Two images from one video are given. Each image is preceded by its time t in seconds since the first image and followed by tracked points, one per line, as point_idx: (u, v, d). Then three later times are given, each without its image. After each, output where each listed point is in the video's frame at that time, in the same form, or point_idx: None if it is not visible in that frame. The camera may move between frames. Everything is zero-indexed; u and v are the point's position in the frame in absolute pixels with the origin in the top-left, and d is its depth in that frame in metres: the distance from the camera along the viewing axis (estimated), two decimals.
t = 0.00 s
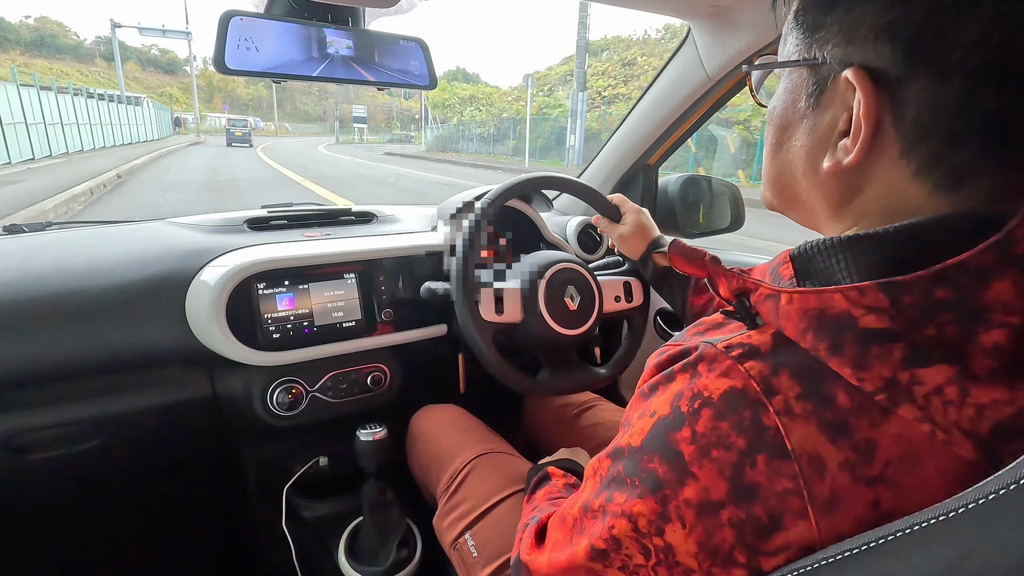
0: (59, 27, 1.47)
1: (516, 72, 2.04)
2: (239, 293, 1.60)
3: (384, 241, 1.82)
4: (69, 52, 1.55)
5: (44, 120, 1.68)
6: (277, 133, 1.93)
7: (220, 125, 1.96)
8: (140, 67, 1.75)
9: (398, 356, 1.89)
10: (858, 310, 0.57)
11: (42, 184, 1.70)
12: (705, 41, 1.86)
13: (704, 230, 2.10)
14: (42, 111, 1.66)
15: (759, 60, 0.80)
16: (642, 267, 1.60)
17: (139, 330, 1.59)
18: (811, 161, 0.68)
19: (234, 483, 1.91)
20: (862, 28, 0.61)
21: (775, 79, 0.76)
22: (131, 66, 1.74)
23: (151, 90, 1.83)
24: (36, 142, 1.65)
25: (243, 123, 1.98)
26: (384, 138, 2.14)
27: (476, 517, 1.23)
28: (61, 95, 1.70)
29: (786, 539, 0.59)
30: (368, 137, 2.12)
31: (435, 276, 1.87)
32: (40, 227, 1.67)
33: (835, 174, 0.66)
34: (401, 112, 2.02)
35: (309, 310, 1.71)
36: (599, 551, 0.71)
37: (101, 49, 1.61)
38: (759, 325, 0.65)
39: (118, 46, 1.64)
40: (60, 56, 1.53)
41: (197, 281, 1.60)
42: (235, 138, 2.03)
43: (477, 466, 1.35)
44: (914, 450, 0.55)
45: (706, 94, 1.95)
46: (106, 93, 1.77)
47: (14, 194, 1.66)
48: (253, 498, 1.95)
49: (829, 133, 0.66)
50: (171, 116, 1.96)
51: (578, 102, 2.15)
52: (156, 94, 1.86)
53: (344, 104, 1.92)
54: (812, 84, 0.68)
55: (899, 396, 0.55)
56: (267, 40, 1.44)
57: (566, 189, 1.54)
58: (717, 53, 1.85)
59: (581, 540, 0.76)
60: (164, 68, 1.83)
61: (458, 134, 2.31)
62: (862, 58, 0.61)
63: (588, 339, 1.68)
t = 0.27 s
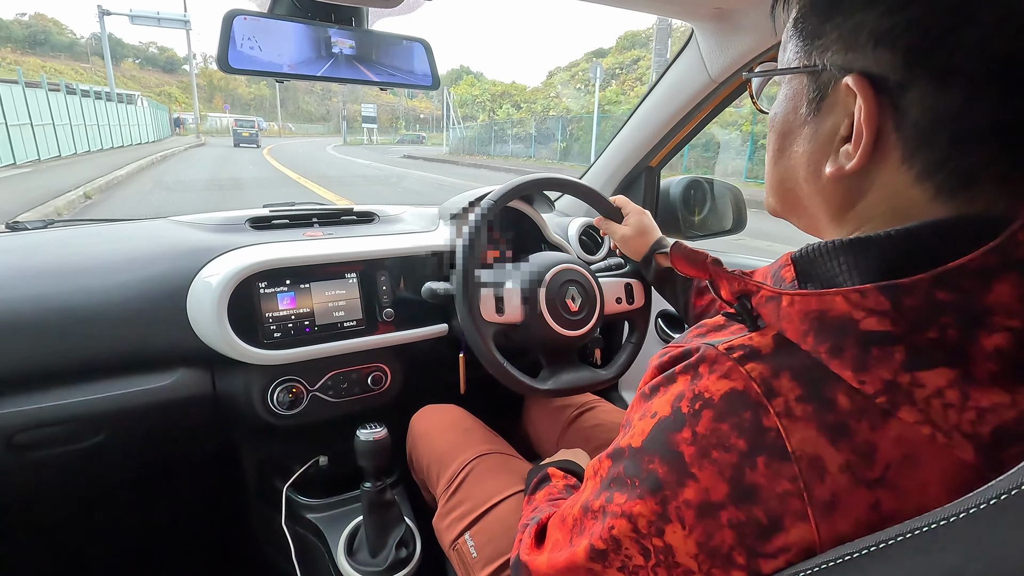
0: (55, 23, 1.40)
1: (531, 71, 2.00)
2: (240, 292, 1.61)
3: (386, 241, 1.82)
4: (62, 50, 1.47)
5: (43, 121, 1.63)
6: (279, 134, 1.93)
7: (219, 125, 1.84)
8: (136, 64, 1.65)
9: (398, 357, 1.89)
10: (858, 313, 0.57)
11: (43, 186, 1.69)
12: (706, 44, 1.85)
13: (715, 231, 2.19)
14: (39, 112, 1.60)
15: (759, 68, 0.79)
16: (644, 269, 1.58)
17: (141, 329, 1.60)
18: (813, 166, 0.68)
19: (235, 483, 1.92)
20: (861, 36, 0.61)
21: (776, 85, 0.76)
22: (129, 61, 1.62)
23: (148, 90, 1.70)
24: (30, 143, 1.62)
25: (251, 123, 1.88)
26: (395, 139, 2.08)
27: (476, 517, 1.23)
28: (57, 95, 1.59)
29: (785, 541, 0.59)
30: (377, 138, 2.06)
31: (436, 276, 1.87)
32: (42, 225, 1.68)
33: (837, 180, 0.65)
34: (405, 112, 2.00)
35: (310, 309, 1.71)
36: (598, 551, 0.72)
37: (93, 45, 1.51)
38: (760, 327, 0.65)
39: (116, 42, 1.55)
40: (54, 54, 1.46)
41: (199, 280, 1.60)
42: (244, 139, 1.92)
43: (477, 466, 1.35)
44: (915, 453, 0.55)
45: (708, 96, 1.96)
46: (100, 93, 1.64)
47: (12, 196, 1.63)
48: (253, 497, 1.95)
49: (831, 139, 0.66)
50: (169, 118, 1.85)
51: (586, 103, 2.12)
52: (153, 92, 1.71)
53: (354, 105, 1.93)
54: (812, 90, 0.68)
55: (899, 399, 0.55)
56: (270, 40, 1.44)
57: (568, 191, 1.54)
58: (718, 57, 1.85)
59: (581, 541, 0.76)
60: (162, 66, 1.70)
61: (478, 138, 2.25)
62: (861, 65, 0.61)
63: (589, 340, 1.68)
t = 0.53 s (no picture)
0: (47, 20, 1.39)
1: (549, 64, 1.96)
2: (243, 290, 1.61)
3: (387, 240, 1.82)
4: (54, 47, 1.44)
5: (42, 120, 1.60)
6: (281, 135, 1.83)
7: (219, 127, 1.74)
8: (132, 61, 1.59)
9: (399, 356, 1.89)
10: (861, 312, 0.57)
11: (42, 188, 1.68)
12: (709, 44, 1.85)
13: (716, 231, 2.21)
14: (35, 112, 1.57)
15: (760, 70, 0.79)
16: (646, 270, 1.59)
17: (143, 327, 1.60)
18: (815, 167, 0.68)
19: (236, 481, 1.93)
20: (863, 36, 0.60)
21: (777, 86, 0.76)
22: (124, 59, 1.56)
23: (144, 89, 1.63)
24: (30, 144, 1.60)
25: (259, 124, 1.83)
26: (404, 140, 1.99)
27: (477, 517, 1.23)
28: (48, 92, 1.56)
29: (787, 541, 0.58)
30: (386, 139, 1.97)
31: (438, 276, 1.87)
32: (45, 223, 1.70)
33: (840, 180, 0.65)
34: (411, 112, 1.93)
35: (311, 308, 1.71)
36: (599, 549, 0.72)
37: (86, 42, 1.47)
38: (764, 326, 0.64)
39: (112, 40, 1.50)
40: (45, 51, 1.43)
41: (201, 279, 1.60)
42: (251, 139, 1.85)
43: (478, 465, 1.35)
44: (918, 453, 0.55)
45: (711, 96, 1.96)
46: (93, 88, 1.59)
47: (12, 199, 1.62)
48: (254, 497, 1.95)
49: (833, 139, 0.66)
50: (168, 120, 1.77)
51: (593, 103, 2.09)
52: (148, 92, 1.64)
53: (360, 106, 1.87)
54: (814, 90, 0.67)
55: (902, 399, 0.54)
56: (272, 37, 1.44)
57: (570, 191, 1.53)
58: (721, 57, 1.84)
59: (582, 539, 0.76)
60: (158, 65, 1.61)
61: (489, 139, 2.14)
62: (864, 65, 0.61)
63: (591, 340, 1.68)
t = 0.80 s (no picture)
0: (38, 16, 1.35)
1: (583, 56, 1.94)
2: (245, 292, 1.61)
3: (389, 242, 1.82)
4: (45, 44, 1.39)
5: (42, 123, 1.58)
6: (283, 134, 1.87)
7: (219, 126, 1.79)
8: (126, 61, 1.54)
9: (400, 358, 1.89)
10: (864, 314, 0.57)
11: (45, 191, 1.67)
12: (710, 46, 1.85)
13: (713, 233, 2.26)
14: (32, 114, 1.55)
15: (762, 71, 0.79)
16: (647, 270, 1.58)
17: (144, 329, 1.60)
18: (816, 169, 0.68)
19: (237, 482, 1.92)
20: (864, 39, 0.60)
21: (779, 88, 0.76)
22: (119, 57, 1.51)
23: (140, 87, 1.60)
24: (34, 147, 1.59)
25: (267, 124, 1.88)
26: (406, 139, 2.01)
27: (478, 519, 1.23)
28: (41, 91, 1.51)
29: (789, 544, 0.58)
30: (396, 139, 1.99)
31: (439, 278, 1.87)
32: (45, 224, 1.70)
33: (841, 183, 0.65)
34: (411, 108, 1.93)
35: (312, 310, 1.71)
36: (600, 552, 0.72)
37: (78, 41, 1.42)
38: (764, 328, 0.64)
39: (106, 36, 1.45)
40: (34, 48, 1.39)
41: (203, 280, 1.60)
42: (258, 139, 1.94)
43: (479, 467, 1.35)
44: (920, 456, 0.55)
45: (713, 98, 1.96)
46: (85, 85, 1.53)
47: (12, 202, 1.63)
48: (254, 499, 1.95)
49: (834, 141, 0.66)
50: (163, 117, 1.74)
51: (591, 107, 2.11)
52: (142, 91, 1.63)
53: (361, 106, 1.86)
54: (816, 92, 0.67)
55: (904, 401, 0.54)
56: (274, 41, 1.44)
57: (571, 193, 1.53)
58: (723, 59, 1.84)
59: (583, 541, 0.76)
60: (156, 63, 1.58)
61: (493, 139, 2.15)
62: (865, 68, 0.61)
63: (591, 343, 1.68)
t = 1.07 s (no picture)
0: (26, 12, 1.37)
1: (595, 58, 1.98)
2: (245, 293, 1.61)
3: (389, 244, 1.82)
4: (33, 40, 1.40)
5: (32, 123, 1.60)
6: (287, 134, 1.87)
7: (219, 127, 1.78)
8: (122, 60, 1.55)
9: (400, 360, 1.89)
10: (864, 317, 0.57)
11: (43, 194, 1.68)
12: (710, 50, 1.85)
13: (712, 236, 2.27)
14: (25, 112, 1.58)
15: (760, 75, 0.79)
16: (648, 274, 1.61)
17: (144, 330, 1.60)
18: (813, 175, 0.68)
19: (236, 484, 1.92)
20: (861, 45, 0.60)
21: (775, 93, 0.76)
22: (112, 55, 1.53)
23: (133, 86, 1.62)
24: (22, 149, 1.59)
25: (273, 124, 1.86)
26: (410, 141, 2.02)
27: (477, 521, 1.23)
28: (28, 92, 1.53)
29: (789, 547, 0.58)
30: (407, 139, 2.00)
31: (439, 280, 1.87)
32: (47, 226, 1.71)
33: (839, 188, 0.65)
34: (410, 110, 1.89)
35: (312, 312, 1.71)
36: (599, 554, 0.72)
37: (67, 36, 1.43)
38: (766, 330, 0.64)
39: (97, 32, 1.46)
40: (21, 45, 1.39)
41: (204, 281, 1.61)
42: (266, 140, 1.93)
43: (478, 469, 1.35)
44: (921, 460, 0.55)
45: (713, 102, 1.96)
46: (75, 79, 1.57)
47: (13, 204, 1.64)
48: (253, 500, 1.95)
49: (831, 147, 0.66)
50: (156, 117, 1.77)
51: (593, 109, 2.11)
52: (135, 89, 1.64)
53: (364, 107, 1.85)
54: (812, 99, 0.67)
55: (904, 404, 0.54)
56: (276, 44, 1.45)
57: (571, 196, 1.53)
58: (723, 63, 1.85)
59: (583, 543, 0.76)
60: (151, 60, 1.59)
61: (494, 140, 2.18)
62: (861, 74, 0.61)
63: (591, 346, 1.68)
